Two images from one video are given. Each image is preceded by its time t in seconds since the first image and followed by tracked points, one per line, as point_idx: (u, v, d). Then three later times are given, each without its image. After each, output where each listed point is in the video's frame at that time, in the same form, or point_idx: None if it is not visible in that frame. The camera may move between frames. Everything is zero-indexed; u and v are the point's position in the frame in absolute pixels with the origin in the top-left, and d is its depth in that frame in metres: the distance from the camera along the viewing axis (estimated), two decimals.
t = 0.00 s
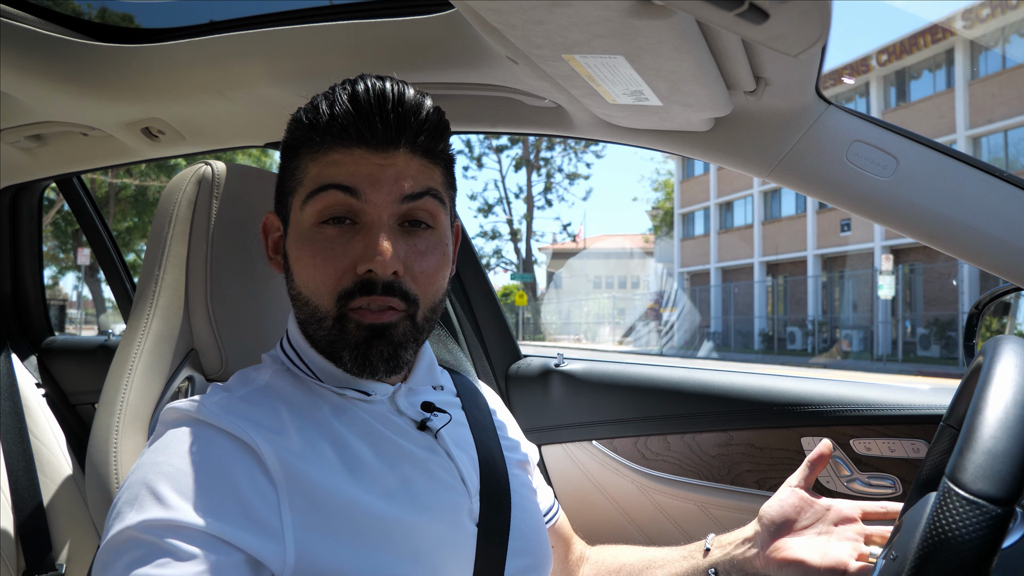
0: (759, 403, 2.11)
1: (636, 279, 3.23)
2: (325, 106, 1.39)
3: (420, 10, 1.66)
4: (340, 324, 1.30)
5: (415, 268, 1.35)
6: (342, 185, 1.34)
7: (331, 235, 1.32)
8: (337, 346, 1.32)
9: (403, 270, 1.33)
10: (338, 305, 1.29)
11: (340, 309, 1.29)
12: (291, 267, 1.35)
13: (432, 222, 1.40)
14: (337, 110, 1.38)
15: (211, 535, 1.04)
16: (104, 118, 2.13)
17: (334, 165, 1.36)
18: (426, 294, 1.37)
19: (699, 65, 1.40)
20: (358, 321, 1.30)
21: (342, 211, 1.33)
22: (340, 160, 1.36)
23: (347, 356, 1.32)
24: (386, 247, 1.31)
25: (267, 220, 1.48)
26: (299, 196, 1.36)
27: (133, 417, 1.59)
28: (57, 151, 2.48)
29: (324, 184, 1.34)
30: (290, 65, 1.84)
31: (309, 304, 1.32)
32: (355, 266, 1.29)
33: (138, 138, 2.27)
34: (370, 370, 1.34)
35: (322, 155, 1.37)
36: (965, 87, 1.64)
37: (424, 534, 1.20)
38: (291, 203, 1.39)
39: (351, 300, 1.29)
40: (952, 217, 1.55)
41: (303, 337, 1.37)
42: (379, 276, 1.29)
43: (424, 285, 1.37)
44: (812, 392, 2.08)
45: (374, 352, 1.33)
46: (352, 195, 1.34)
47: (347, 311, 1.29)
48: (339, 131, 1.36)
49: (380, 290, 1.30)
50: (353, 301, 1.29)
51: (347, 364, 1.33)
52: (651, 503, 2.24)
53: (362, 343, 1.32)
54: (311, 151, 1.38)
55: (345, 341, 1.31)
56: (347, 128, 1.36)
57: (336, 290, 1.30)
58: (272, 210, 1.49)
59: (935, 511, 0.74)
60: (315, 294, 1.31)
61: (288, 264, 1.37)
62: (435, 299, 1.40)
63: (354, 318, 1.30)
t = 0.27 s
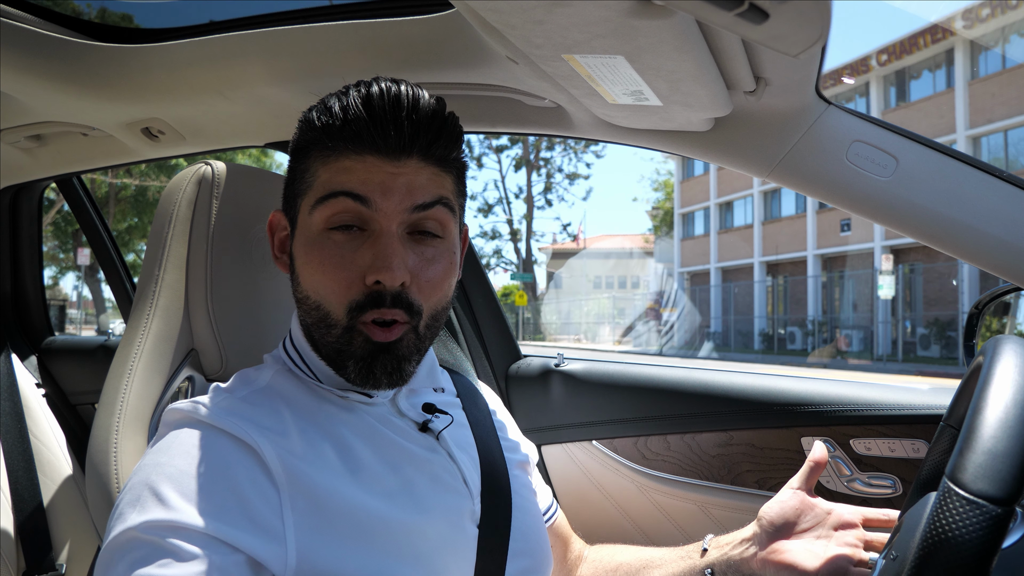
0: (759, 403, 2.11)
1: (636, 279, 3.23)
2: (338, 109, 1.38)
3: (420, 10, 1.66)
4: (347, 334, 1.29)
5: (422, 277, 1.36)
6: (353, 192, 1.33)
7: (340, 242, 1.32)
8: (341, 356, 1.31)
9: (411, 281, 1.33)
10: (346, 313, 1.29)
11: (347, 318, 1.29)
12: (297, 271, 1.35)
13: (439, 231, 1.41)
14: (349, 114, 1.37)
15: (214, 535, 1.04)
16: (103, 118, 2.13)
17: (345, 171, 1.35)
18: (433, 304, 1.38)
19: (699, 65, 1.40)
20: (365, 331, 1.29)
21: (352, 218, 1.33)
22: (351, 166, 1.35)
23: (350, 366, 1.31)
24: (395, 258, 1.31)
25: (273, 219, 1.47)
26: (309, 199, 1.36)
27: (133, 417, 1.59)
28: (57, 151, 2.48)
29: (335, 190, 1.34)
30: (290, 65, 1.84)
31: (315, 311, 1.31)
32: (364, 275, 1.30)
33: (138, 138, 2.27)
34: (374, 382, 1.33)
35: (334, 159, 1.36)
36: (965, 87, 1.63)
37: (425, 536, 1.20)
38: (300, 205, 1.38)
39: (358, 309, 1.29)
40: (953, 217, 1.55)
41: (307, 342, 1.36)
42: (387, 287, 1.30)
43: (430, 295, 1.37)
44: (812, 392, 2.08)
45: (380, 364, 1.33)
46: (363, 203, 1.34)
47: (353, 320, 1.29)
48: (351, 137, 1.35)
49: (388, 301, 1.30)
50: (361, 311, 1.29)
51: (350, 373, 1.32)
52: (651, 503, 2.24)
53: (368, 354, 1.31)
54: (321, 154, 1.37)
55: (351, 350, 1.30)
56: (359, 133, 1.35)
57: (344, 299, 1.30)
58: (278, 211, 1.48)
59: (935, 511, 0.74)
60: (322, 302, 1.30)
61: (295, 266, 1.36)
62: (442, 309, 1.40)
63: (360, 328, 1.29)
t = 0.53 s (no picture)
0: (759, 403, 2.11)
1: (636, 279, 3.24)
2: (340, 107, 1.38)
3: (420, 10, 1.66)
4: (345, 329, 1.31)
5: (422, 275, 1.37)
6: (353, 190, 1.34)
7: (339, 240, 1.33)
8: (340, 350, 1.33)
9: (408, 279, 1.35)
10: (343, 309, 1.31)
11: (344, 314, 1.31)
12: (297, 267, 1.37)
13: (439, 230, 1.42)
14: (352, 114, 1.37)
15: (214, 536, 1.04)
16: (104, 118, 2.13)
17: (346, 169, 1.36)
18: (432, 302, 1.40)
19: (699, 65, 1.40)
20: (363, 326, 1.31)
21: (353, 216, 1.34)
22: (352, 165, 1.36)
23: (351, 361, 1.34)
24: (395, 258, 1.33)
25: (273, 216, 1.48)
26: (309, 196, 1.37)
27: (132, 417, 1.59)
28: (57, 151, 2.48)
29: (335, 188, 1.35)
30: (290, 65, 1.84)
31: (314, 307, 1.33)
32: (362, 273, 1.32)
33: (139, 138, 2.27)
34: (373, 375, 1.35)
35: (335, 156, 1.36)
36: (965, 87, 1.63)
37: (424, 537, 1.20)
38: (301, 202, 1.39)
39: (355, 305, 1.31)
40: (953, 217, 1.55)
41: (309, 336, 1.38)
42: (385, 284, 1.32)
43: (430, 293, 1.39)
44: (812, 392, 2.08)
45: (380, 360, 1.35)
46: (363, 202, 1.34)
47: (351, 317, 1.31)
48: (353, 136, 1.35)
49: (386, 297, 1.32)
50: (358, 306, 1.31)
51: (351, 367, 1.35)
52: (652, 503, 2.24)
53: (366, 350, 1.34)
54: (322, 153, 1.37)
55: (350, 345, 1.33)
56: (361, 133, 1.35)
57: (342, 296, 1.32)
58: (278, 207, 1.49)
59: (935, 511, 0.74)
60: (321, 297, 1.32)
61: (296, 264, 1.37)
62: (441, 308, 1.42)
63: (358, 324, 1.31)
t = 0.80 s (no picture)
0: (759, 403, 2.11)
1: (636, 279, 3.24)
2: (367, 106, 1.38)
3: (419, 10, 1.66)
4: (390, 322, 1.32)
5: (456, 267, 1.41)
6: (390, 186, 1.35)
7: (380, 236, 1.33)
8: (381, 345, 1.33)
9: (449, 273, 1.38)
10: (388, 304, 1.32)
11: (388, 309, 1.32)
12: (326, 266, 1.34)
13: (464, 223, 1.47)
14: (382, 112, 1.38)
15: (213, 536, 1.04)
16: (103, 118, 2.13)
17: (381, 166, 1.35)
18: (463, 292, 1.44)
19: (699, 65, 1.40)
20: (406, 320, 1.33)
21: (391, 211, 1.34)
22: (384, 162, 1.36)
23: (392, 355, 1.34)
24: (439, 250, 1.35)
25: (280, 217, 1.43)
26: (340, 195, 1.34)
27: (133, 418, 1.59)
28: (57, 151, 2.48)
29: (372, 185, 1.34)
30: (289, 65, 1.84)
31: (352, 305, 1.32)
32: (407, 266, 1.32)
33: (138, 139, 2.27)
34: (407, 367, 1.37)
35: (366, 154, 1.35)
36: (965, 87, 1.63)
37: (424, 537, 1.20)
38: (325, 201, 1.35)
39: (400, 299, 1.32)
40: (952, 217, 1.55)
41: (333, 336, 1.36)
42: (432, 276, 1.34)
43: (460, 284, 1.43)
44: (812, 392, 2.08)
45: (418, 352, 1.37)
46: (402, 198, 1.35)
47: (397, 310, 1.32)
48: (385, 134, 1.36)
49: (432, 288, 1.34)
50: (403, 300, 1.33)
51: (390, 362, 1.35)
52: (651, 503, 2.24)
53: (408, 343, 1.35)
54: (351, 150, 1.36)
55: (393, 339, 1.33)
56: (394, 129, 1.37)
57: (386, 290, 1.32)
58: (283, 206, 1.44)
59: (935, 512, 0.74)
60: (359, 295, 1.32)
61: (323, 264, 1.34)
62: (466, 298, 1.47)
63: (403, 316, 1.33)
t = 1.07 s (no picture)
0: (759, 403, 2.11)
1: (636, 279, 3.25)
2: (391, 103, 1.46)
3: (419, 10, 1.66)
4: (430, 305, 1.39)
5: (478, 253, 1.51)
6: (424, 177, 1.42)
7: (419, 223, 1.40)
8: (419, 330, 1.39)
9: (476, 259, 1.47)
10: (429, 288, 1.39)
11: (430, 293, 1.39)
12: (365, 255, 1.38)
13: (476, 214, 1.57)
14: (406, 108, 1.46)
15: (223, 534, 1.03)
16: (103, 118, 2.13)
17: (413, 159, 1.43)
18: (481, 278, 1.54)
19: (699, 65, 1.40)
20: (443, 304, 1.41)
21: (425, 199, 1.41)
22: (416, 155, 1.43)
23: (429, 340, 1.40)
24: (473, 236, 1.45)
25: (299, 212, 1.44)
26: (376, 185, 1.40)
27: (133, 418, 1.59)
28: (57, 151, 2.48)
29: (407, 176, 1.41)
30: (289, 65, 1.84)
31: (393, 289, 1.37)
32: (445, 251, 1.40)
33: (138, 139, 2.27)
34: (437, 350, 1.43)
35: (399, 146, 1.43)
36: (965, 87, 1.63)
37: (425, 536, 1.20)
38: (359, 192, 1.40)
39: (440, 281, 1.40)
40: (953, 217, 1.55)
41: (365, 326, 1.39)
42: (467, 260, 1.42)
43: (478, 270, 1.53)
44: (812, 392, 2.08)
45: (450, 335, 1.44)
46: (436, 188, 1.43)
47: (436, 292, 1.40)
48: (415, 129, 1.45)
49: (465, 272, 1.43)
50: (442, 285, 1.41)
51: (427, 347, 1.40)
52: (652, 503, 2.24)
53: (443, 326, 1.41)
54: (384, 144, 1.42)
55: (432, 321, 1.39)
56: (423, 125, 1.46)
57: (426, 274, 1.39)
58: (300, 202, 1.45)
59: (936, 512, 0.74)
60: (401, 281, 1.38)
61: (358, 253, 1.38)
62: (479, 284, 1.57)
63: (441, 299, 1.40)
